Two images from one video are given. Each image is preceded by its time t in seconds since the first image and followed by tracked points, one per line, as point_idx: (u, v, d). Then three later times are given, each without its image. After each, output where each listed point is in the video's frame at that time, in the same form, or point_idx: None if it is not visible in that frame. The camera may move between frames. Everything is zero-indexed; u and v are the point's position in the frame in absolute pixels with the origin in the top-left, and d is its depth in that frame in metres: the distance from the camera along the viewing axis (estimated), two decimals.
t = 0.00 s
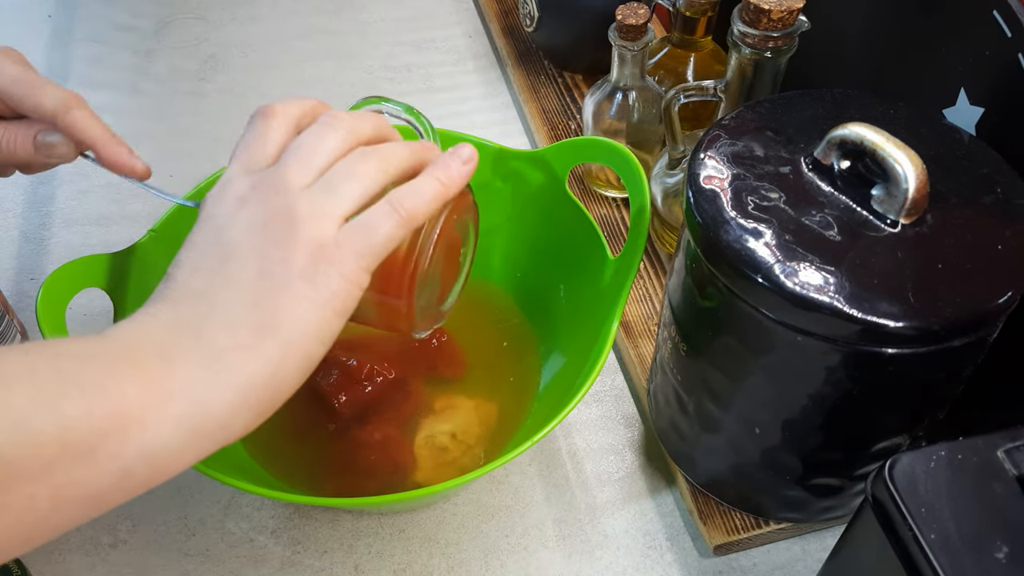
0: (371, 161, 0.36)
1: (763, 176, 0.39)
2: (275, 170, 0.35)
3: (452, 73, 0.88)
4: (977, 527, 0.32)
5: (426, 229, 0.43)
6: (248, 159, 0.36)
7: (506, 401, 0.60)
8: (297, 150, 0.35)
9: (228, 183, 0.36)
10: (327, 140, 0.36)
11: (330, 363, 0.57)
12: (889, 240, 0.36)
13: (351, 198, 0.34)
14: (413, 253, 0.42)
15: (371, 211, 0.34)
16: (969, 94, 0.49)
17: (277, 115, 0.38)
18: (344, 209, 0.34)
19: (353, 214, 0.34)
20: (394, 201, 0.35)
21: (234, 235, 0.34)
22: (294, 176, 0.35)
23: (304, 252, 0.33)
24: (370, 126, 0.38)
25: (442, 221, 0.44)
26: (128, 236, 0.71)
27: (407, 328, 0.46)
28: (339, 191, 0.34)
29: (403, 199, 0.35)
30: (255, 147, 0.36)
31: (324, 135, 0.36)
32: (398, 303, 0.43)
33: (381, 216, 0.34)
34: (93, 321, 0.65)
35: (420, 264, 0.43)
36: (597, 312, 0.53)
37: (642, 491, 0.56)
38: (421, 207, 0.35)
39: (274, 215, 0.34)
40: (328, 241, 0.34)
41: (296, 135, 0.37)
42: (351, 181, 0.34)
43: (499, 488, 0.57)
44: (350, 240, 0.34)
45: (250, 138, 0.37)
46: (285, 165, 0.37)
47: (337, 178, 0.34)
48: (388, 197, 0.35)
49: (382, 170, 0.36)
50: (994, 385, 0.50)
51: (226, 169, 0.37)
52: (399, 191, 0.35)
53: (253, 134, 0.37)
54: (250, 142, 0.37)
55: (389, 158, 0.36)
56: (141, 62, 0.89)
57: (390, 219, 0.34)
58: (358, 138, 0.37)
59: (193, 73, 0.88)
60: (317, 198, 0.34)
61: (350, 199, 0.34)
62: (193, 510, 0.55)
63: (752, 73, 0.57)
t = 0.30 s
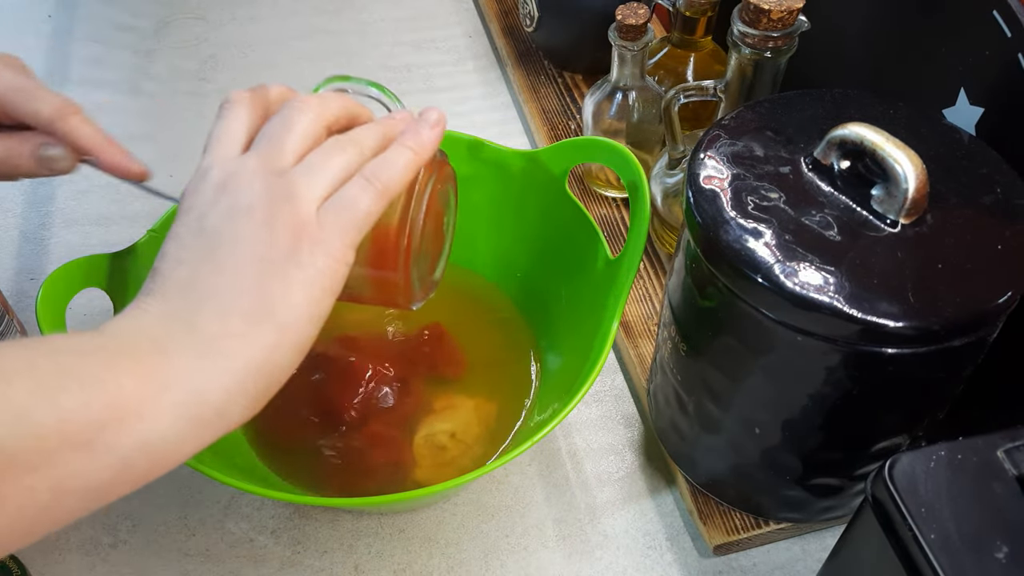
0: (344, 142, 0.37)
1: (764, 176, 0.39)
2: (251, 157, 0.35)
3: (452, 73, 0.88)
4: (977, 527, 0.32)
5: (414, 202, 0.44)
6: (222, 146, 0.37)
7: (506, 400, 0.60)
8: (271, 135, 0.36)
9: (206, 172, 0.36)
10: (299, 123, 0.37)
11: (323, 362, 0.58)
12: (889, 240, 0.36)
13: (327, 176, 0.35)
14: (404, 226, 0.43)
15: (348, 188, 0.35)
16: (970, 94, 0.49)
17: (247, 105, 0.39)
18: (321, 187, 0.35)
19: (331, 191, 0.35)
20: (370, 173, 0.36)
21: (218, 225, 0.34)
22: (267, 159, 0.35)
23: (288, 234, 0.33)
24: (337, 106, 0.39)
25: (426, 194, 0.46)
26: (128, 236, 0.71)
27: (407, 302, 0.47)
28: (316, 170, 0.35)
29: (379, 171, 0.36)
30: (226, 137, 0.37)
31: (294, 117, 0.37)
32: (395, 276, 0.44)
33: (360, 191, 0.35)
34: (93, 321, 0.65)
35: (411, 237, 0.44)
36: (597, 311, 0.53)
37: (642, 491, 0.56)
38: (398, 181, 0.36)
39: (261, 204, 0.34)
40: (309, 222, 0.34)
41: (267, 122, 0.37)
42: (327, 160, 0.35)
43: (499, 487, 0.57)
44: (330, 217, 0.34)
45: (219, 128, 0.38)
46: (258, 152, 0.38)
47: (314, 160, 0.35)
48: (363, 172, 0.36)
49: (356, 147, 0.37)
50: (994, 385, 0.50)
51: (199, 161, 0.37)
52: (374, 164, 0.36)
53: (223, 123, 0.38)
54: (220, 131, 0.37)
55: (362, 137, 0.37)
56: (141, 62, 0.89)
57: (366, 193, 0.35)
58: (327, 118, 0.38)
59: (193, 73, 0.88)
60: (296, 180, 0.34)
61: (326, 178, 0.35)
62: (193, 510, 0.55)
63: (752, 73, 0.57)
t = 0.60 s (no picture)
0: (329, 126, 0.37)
1: (763, 176, 0.39)
2: (239, 147, 0.35)
3: (452, 73, 0.88)
4: (977, 527, 0.32)
5: (410, 178, 0.44)
6: (209, 135, 0.36)
7: (506, 400, 0.60)
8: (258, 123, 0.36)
9: (195, 161, 0.35)
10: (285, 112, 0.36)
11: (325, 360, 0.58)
12: (889, 240, 0.36)
13: (319, 163, 0.35)
14: (402, 202, 0.43)
15: (339, 174, 0.35)
16: (970, 94, 0.49)
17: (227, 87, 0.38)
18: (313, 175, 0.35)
19: (323, 178, 0.35)
20: (361, 159, 0.36)
21: (204, 208, 0.33)
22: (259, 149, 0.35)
23: (283, 221, 0.33)
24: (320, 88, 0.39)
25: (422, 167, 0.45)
26: (128, 236, 0.71)
27: (406, 278, 0.47)
28: (307, 158, 0.35)
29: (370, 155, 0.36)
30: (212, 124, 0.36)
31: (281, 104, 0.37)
32: (391, 254, 0.44)
33: (352, 177, 0.35)
34: (93, 322, 0.65)
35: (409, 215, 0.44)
36: (597, 310, 0.53)
37: (642, 491, 0.56)
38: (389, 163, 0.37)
39: (249, 187, 0.33)
40: (307, 210, 0.34)
41: (252, 108, 0.37)
42: (317, 148, 0.35)
43: (499, 488, 0.57)
44: (325, 203, 0.34)
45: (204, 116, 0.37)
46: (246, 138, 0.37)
47: (305, 150, 0.35)
48: (352, 157, 0.36)
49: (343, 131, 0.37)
50: (994, 385, 0.50)
51: (186, 152, 0.36)
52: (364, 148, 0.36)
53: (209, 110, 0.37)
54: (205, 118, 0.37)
55: (349, 121, 0.37)
56: (141, 62, 0.89)
57: (359, 178, 0.35)
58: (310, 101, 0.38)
59: (193, 73, 0.88)
60: (288, 171, 0.34)
61: (319, 167, 0.35)
62: (193, 510, 0.55)
63: (752, 73, 0.57)
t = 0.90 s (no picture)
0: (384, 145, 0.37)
1: (763, 176, 0.39)
2: (292, 160, 0.35)
3: (452, 73, 0.88)
4: (977, 527, 0.32)
5: (455, 198, 0.44)
6: (266, 153, 0.37)
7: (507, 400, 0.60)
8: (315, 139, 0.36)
9: (251, 179, 0.36)
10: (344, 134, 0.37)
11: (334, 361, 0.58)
12: (889, 240, 0.36)
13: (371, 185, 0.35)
14: (446, 226, 0.43)
15: (382, 191, 0.35)
16: (970, 94, 0.49)
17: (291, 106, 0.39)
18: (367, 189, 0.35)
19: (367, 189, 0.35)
20: (410, 175, 0.36)
21: (252, 223, 0.34)
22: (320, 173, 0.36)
23: (320, 238, 0.33)
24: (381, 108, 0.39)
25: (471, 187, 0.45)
26: (128, 236, 0.71)
27: (454, 301, 0.47)
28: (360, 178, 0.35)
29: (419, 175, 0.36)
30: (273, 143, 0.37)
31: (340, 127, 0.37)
32: (439, 275, 0.44)
33: (396, 194, 0.35)
34: (92, 322, 0.65)
35: (455, 236, 0.43)
36: (597, 310, 0.53)
37: (642, 491, 0.56)
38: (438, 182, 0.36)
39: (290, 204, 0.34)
40: (344, 226, 0.34)
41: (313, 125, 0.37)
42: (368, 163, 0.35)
43: (498, 488, 0.57)
44: (365, 215, 0.34)
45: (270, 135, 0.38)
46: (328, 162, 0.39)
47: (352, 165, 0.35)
48: (400, 173, 0.35)
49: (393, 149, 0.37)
50: (994, 385, 0.50)
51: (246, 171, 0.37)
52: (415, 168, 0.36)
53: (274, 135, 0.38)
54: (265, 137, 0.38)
55: (400, 139, 0.37)
56: (141, 62, 0.89)
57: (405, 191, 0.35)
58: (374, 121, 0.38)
59: (193, 73, 0.88)
60: (336, 185, 0.34)
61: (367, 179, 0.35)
62: (193, 510, 0.55)
63: (752, 73, 0.57)
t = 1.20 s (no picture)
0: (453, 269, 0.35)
1: (763, 176, 0.39)
2: (372, 238, 0.34)
3: (452, 73, 0.88)
4: (976, 527, 0.32)
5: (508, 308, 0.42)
6: (347, 195, 0.35)
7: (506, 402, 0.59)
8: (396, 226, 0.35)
9: (316, 216, 0.34)
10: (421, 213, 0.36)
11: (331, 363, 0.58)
12: (888, 240, 0.36)
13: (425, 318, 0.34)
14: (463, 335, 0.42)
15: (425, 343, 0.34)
16: (969, 94, 0.49)
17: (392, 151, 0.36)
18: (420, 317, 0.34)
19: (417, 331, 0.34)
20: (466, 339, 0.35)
21: (296, 279, 0.33)
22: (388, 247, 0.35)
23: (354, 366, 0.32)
24: (478, 218, 0.37)
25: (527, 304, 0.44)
26: (128, 235, 0.71)
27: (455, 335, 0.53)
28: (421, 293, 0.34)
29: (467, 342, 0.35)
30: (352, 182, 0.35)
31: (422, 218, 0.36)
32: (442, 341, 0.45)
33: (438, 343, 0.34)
34: (92, 322, 0.65)
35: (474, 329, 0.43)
36: (598, 309, 0.53)
37: (642, 491, 0.56)
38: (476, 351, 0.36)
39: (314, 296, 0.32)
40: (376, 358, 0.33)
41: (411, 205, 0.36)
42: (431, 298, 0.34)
43: (498, 488, 0.57)
44: (399, 362, 0.33)
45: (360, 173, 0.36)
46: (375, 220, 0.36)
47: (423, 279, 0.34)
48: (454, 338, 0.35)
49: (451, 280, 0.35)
50: (994, 385, 0.50)
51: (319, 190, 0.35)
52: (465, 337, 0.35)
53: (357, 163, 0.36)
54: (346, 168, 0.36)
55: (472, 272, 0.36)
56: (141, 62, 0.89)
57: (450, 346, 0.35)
58: (462, 227, 0.37)
59: (193, 73, 0.88)
60: (394, 301, 0.33)
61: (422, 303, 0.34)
62: (193, 510, 0.55)
63: (752, 73, 0.57)
